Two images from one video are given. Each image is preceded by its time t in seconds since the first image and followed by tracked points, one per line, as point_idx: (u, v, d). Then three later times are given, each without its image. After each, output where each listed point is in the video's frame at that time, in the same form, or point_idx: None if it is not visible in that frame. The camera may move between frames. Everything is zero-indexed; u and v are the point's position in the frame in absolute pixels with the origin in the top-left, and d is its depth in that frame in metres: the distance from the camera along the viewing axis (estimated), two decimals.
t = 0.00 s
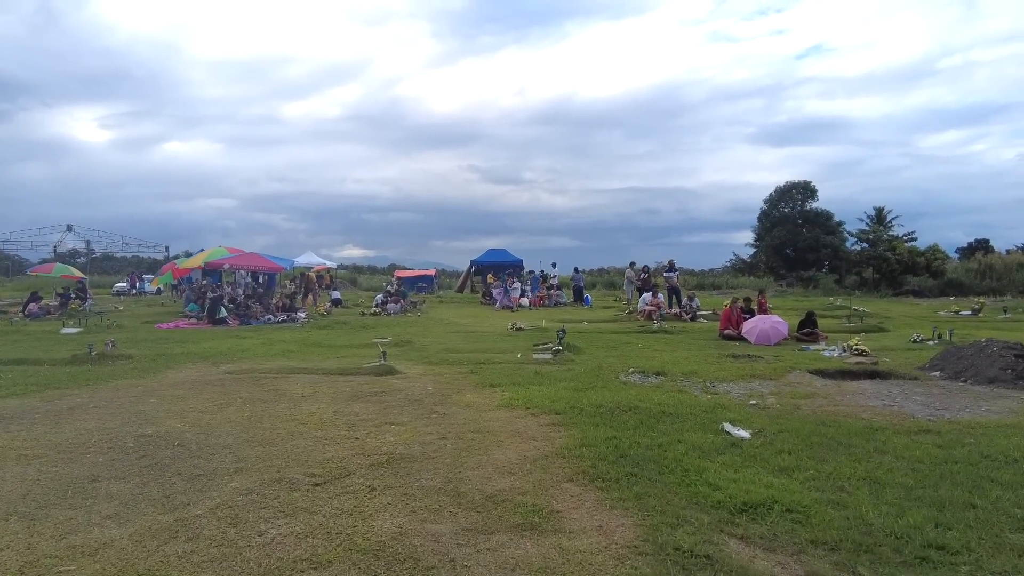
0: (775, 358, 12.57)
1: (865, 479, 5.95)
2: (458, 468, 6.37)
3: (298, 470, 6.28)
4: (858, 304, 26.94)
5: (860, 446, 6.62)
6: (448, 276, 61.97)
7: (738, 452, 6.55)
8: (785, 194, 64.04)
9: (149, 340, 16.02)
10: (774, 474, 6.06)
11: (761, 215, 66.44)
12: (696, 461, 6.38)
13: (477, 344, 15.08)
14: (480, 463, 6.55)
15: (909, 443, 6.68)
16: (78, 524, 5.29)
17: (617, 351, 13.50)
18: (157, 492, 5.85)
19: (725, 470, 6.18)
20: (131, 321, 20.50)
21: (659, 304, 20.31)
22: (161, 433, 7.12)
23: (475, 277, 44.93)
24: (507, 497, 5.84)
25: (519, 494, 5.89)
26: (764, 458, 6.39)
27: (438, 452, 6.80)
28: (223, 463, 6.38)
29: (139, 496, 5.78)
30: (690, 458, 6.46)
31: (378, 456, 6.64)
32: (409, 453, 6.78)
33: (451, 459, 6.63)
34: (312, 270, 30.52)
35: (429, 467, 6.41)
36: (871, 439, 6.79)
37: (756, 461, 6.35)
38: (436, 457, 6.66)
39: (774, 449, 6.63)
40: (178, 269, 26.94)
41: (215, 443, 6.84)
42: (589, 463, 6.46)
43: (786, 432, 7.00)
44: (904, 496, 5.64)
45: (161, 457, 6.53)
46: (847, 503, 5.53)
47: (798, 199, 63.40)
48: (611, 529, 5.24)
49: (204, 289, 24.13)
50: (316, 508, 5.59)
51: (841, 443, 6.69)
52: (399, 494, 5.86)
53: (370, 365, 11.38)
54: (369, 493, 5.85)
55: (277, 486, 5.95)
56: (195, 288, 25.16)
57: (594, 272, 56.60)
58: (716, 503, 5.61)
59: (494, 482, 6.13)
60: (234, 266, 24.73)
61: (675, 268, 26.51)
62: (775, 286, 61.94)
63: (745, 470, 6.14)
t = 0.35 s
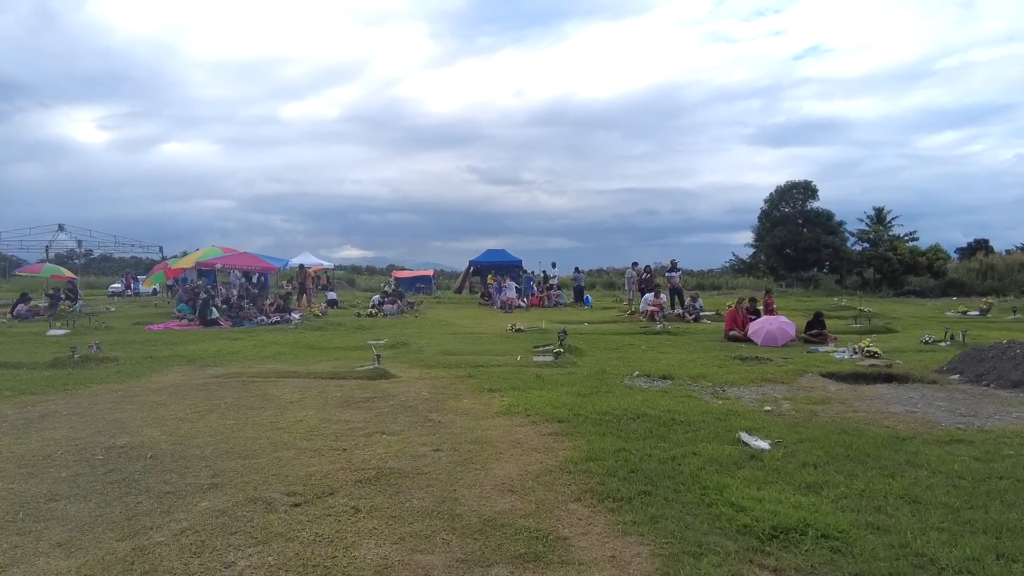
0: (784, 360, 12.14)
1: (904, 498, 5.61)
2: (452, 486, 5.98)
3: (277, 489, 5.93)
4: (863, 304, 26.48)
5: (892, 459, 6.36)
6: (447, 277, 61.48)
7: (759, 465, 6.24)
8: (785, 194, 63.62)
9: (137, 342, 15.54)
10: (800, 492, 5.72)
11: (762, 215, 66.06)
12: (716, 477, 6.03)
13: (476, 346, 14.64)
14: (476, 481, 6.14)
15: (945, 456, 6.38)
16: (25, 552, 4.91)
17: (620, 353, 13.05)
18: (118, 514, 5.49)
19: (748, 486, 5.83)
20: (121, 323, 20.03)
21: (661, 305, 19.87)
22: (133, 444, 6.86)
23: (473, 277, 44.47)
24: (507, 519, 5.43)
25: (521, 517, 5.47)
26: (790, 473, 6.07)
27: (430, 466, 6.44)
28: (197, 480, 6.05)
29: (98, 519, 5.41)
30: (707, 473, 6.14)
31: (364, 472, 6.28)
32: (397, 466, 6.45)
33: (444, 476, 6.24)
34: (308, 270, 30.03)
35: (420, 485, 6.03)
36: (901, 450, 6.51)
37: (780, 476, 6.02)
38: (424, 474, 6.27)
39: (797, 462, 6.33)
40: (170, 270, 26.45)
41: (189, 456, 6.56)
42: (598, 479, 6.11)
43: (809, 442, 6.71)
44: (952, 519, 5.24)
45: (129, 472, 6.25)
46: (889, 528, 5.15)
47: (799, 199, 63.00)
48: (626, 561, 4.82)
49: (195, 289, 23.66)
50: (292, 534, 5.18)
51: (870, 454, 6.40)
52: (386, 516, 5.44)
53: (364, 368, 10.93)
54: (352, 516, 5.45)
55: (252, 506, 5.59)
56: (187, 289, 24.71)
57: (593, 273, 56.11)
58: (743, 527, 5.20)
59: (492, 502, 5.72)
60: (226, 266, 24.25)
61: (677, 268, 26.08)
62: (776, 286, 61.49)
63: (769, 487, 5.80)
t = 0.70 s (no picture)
0: (792, 369, 11.76)
1: (944, 531, 5.25)
2: (442, 517, 5.63)
3: (249, 519, 5.58)
4: (867, 311, 26.09)
5: (923, 482, 6.09)
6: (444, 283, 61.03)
7: (778, 491, 5.97)
8: (785, 199, 63.34)
9: (124, 349, 15.10)
10: (828, 523, 5.39)
11: (761, 220, 65.75)
12: (733, 505, 5.72)
13: (473, 354, 14.22)
14: (468, 510, 5.81)
15: (980, 478, 6.13)
16: None
17: (621, 362, 12.65)
18: (69, 547, 5.12)
19: (770, 516, 5.53)
20: (109, 329, 19.59)
21: (662, 311, 19.47)
22: (100, 463, 6.66)
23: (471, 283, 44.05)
24: (502, 555, 5.08)
25: (518, 553, 5.11)
26: (819, 500, 5.77)
27: (419, 492, 6.14)
28: (167, 506, 5.77)
29: (45, 553, 5.03)
30: (722, 500, 5.86)
31: (347, 499, 5.97)
32: (385, 491, 6.15)
33: (434, 504, 5.91)
34: (303, 275, 29.59)
35: (407, 515, 5.68)
36: (932, 473, 6.27)
37: (804, 503, 5.73)
38: (412, 500, 5.99)
39: (820, 486, 6.08)
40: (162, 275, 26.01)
41: (160, 477, 6.34)
42: (604, 508, 5.80)
43: (830, 463, 6.51)
44: (1004, 560, 4.86)
45: (91, 496, 5.96)
46: (932, 569, 4.75)
47: (799, 204, 62.72)
48: None
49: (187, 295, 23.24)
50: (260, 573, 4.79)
51: (900, 477, 6.15)
52: (367, 554, 5.06)
53: (356, 378, 10.52)
54: (330, 552, 5.08)
55: (218, 540, 5.24)
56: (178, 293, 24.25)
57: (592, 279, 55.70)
58: (768, 566, 4.84)
59: (486, 536, 5.36)
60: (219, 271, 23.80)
61: (678, 273, 25.69)
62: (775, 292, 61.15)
63: (793, 516, 5.50)
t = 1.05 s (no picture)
0: (801, 371, 11.33)
1: (997, 559, 4.84)
2: (426, 542, 5.22)
3: (207, 545, 5.20)
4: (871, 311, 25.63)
5: (962, 500, 5.75)
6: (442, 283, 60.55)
7: (803, 509, 5.62)
8: (786, 199, 62.92)
9: (109, 350, 14.63)
10: (862, 549, 5.00)
11: (761, 220, 65.33)
12: (754, 527, 5.32)
13: (469, 355, 13.77)
14: (455, 534, 5.40)
15: (1023, 494, 5.80)
16: None
17: (622, 364, 12.21)
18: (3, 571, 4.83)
19: (796, 540, 5.13)
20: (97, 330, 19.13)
21: (664, 311, 19.02)
22: (56, 476, 6.37)
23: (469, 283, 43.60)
24: None
25: None
26: (848, 520, 5.43)
27: (402, 512, 5.77)
28: (118, 528, 5.42)
29: None
30: (740, 520, 5.46)
31: (319, 520, 5.60)
32: (367, 511, 5.80)
33: (418, 527, 5.50)
34: (298, 275, 29.11)
35: (385, 540, 5.28)
36: (970, 488, 5.95)
37: (834, 525, 5.37)
38: (393, 521, 5.60)
39: (849, 503, 5.74)
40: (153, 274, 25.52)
41: (119, 492, 6.08)
42: (608, 531, 5.38)
43: (854, 475, 6.23)
44: None
45: (37, 516, 5.62)
46: None
47: (799, 204, 62.30)
48: None
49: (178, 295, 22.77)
50: None
51: (934, 494, 5.83)
52: None
53: (345, 382, 10.08)
54: None
55: (170, 569, 4.87)
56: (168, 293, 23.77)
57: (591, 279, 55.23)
58: None
59: (474, 566, 4.92)
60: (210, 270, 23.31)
61: (679, 273, 25.26)
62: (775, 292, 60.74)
63: (821, 542, 5.11)
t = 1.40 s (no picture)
0: (815, 373, 10.86)
1: None
2: None
3: None
4: (879, 308, 25.08)
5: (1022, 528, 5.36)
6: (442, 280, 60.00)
7: (846, 541, 5.22)
8: (789, 195, 62.31)
9: (95, 350, 14.17)
10: None
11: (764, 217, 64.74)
12: (791, 564, 4.87)
13: (468, 356, 13.28)
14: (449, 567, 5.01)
15: None
16: None
17: (627, 365, 11.73)
18: None
19: None
20: (87, 328, 18.66)
21: (669, 309, 18.49)
22: (14, 493, 6.23)
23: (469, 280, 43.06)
24: None
25: None
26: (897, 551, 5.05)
27: (389, 541, 5.38)
28: (66, 562, 5.08)
29: None
30: (776, 555, 5.01)
31: (294, 552, 5.22)
32: (350, 540, 5.41)
33: (406, 561, 5.08)
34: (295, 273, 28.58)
35: None
36: None
37: (886, 560, 4.93)
38: (380, 552, 5.21)
39: (898, 531, 5.34)
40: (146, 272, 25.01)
41: (76, 514, 5.86)
42: (624, 567, 4.94)
43: (895, 496, 5.92)
44: None
45: None
46: None
47: (803, 200, 61.70)
48: None
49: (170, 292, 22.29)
50: None
51: (989, 519, 5.48)
52: None
53: (337, 386, 9.61)
54: None
55: None
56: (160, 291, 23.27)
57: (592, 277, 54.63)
58: None
59: None
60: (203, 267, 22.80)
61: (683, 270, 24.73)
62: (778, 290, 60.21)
63: None
